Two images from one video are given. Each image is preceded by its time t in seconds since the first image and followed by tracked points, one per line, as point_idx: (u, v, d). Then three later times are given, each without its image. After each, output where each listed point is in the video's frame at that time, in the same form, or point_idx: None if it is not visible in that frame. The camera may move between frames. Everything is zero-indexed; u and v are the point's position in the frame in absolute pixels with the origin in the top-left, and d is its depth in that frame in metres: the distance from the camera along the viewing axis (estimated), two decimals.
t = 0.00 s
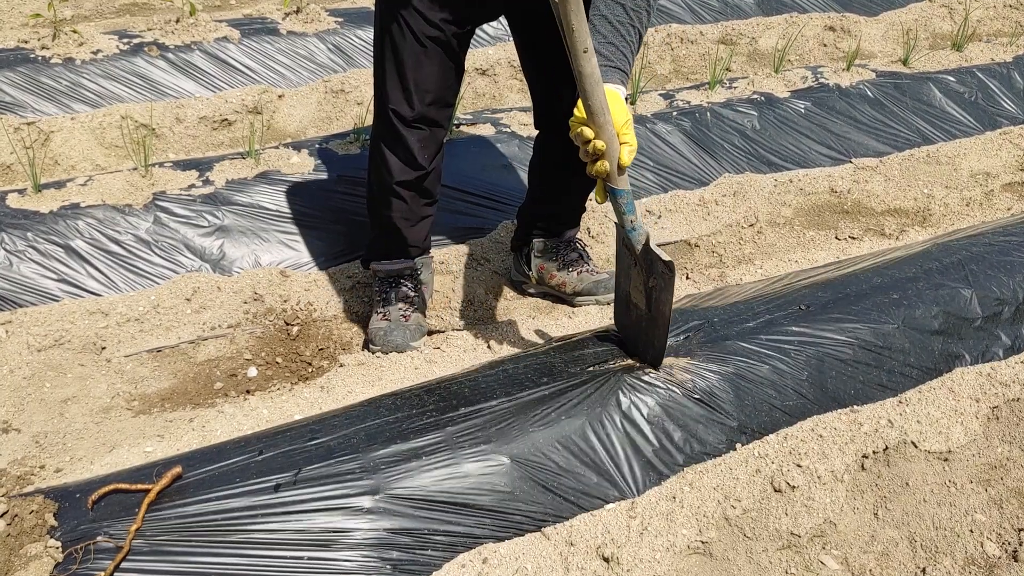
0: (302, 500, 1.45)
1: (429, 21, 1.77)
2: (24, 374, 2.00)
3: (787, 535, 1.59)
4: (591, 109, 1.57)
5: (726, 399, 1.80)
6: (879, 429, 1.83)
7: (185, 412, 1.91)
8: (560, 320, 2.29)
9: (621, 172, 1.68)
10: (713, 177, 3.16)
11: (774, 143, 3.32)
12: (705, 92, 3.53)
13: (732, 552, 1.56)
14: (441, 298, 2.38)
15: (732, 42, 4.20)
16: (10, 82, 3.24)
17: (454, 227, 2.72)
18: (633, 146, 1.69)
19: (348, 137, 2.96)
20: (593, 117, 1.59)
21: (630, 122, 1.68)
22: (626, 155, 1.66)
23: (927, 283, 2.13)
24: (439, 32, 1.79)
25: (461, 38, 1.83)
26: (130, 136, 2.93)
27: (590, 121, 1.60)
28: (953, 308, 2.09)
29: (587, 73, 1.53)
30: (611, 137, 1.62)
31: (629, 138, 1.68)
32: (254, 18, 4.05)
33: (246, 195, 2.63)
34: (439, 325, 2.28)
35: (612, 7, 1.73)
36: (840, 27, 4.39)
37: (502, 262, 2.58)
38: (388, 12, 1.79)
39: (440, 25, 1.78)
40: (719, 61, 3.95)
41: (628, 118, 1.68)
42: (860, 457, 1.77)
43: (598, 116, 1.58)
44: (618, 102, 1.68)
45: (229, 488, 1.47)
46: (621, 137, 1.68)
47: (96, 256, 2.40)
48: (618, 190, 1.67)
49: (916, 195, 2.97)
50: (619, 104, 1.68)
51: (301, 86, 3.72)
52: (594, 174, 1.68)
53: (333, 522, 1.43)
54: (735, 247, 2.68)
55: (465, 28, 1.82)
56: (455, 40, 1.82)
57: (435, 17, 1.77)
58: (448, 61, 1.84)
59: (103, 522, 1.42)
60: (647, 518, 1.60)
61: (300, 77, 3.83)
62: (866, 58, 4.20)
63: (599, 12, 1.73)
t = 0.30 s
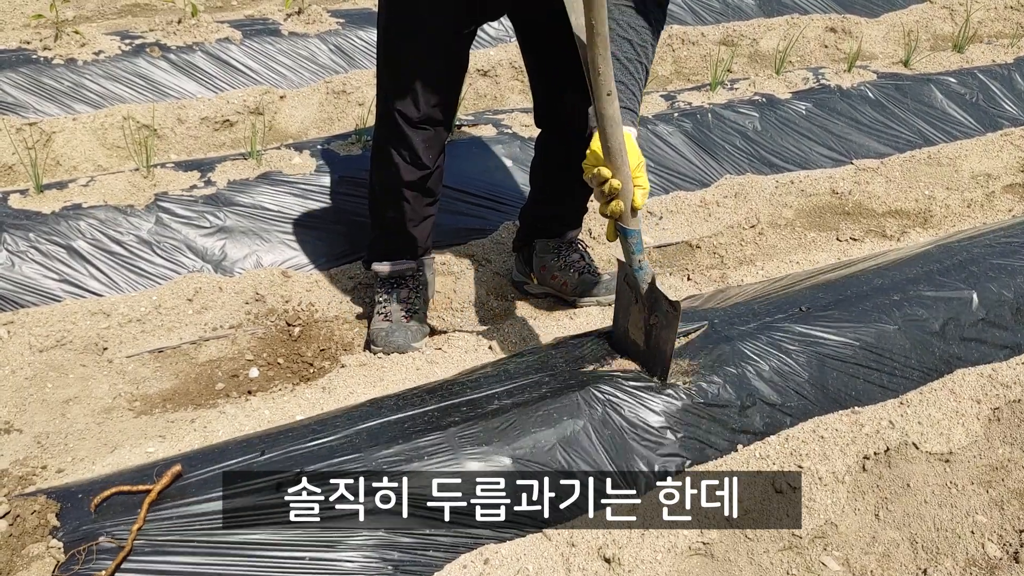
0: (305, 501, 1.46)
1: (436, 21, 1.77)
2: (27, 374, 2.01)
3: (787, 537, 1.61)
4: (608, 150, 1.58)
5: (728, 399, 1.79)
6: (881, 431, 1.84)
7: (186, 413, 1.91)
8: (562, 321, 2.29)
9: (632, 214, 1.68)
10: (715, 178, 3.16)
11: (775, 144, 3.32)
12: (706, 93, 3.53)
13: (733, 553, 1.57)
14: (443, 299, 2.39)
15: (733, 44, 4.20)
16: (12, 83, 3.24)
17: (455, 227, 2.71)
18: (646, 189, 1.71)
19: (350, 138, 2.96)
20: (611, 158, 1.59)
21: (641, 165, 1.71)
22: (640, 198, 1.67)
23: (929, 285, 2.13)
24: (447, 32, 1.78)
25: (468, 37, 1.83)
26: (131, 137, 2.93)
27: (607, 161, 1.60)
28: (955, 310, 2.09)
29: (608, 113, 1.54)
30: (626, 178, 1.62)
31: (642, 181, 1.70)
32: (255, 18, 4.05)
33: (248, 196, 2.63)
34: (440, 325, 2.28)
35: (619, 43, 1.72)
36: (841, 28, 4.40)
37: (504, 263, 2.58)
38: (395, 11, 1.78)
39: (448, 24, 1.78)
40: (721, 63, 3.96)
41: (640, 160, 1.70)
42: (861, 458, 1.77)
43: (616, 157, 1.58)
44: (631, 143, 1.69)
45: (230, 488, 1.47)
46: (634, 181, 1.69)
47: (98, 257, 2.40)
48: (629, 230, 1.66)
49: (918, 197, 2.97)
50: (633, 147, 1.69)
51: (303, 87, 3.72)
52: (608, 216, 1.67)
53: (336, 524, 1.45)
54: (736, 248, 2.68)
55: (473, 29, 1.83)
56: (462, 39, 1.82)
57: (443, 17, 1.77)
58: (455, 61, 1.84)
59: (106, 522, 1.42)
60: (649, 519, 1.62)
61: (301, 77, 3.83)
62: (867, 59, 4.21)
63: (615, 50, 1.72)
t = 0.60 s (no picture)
0: (308, 503, 1.46)
1: (437, 20, 1.77)
2: (28, 377, 2.01)
3: (789, 539, 1.61)
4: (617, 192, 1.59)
5: (729, 401, 1.79)
6: (882, 432, 1.84)
7: (188, 415, 1.92)
8: (563, 323, 2.29)
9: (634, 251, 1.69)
10: (716, 180, 3.16)
11: (776, 146, 3.32)
12: (707, 94, 3.53)
13: (735, 554, 1.58)
14: (444, 301, 2.39)
15: (734, 45, 4.20)
16: (14, 85, 3.25)
17: (455, 229, 2.72)
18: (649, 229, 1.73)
19: (351, 140, 2.96)
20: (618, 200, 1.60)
21: (649, 202, 1.73)
22: (643, 237, 1.70)
23: (930, 286, 2.13)
24: (446, 30, 1.79)
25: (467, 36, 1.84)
26: (133, 139, 2.94)
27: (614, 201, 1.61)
28: (958, 311, 2.09)
29: (619, 157, 1.55)
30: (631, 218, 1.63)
31: (646, 220, 1.72)
32: (256, 20, 4.06)
33: (249, 198, 2.63)
34: (441, 327, 2.28)
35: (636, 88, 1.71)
36: (842, 30, 4.40)
37: (505, 264, 2.58)
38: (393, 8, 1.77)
39: (448, 24, 1.78)
40: (722, 64, 3.96)
41: (648, 198, 1.72)
42: (863, 459, 1.78)
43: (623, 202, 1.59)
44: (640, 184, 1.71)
45: (233, 490, 1.48)
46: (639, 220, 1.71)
47: (99, 259, 2.40)
48: (629, 268, 1.66)
49: (918, 198, 2.98)
50: (642, 187, 1.71)
51: (304, 88, 3.73)
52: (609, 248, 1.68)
53: (338, 526, 1.45)
54: (738, 249, 2.68)
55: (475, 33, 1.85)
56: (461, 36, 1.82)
57: (443, 16, 1.77)
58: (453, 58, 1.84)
59: (108, 524, 1.42)
60: (653, 522, 1.62)
61: (302, 79, 3.83)
62: (868, 60, 4.21)
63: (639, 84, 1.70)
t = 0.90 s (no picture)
0: (319, 507, 1.46)
1: (441, 26, 1.77)
2: (42, 380, 2.03)
3: (799, 542, 1.61)
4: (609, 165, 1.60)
5: (739, 405, 1.79)
6: (893, 436, 1.84)
7: (200, 418, 1.93)
8: (573, 327, 2.30)
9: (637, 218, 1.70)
10: (724, 184, 3.16)
11: (785, 149, 3.32)
12: (715, 99, 3.53)
13: (745, 558, 1.58)
14: (454, 305, 2.39)
15: (742, 49, 4.21)
16: (26, 90, 3.28)
17: (466, 234, 2.72)
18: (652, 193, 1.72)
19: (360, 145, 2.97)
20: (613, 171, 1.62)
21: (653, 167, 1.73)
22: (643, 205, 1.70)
23: (941, 290, 2.13)
24: (451, 38, 1.79)
25: (476, 48, 1.83)
26: (144, 144, 2.96)
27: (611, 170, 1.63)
28: (967, 315, 2.09)
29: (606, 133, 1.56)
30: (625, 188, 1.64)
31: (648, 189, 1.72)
32: (266, 25, 4.08)
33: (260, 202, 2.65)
34: (451, 331, 2.29)
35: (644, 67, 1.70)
36: (850, 34, 4.40)
37: (514, 269, 2.59)
38: (401, 12, 1.79)
39: (453, 32, 1.78)
40: (730, 68, 3.96)
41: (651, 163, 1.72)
42: (873, 463, 1.78)
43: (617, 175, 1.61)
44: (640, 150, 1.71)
45: (245, 493, 1.49)
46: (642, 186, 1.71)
47: (112, 262, 2.42)
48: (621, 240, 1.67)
49: (927, 202, 2.97)
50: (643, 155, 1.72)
51: (313, 93, 3.75)
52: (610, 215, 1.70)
53: (351, 529, 1.46)
54: (747, 254, 2.68)
55: (483, 49, 1.84)
56: (468, 48, 1.82)
57: (446, 25, 1.77)
58: (459, 68, 1.84)
59: (122, 526, 1.43)
60: (662, 526, 1.63)
61: (311, 84, 3.85)
62: (877, 65, 4.21)
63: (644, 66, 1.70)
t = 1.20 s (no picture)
0: (321, 509, 1.47)
1: (411, 19, 1.81)
2: (44, 382, 2.03)
3: (801, 546, 1.61)
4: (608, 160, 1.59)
5: (741, 408, 1.79)
6: (894, 440, 1.84)
7: (202, 421, 1.93)
8: (574, 330, 2.30)
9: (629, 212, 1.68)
10: (726, 188, 3.17)
11: (786, 153, 3.32)
12: (717, 102, 3.54)
13: (746, 562, 1.58)
14: (456, 308, 2.39)
15: (744, 53, 4.21)
16: (29, 93, 3.29)
17: (466, 237, 2.73)
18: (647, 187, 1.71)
19: (363, 147, 2.98)
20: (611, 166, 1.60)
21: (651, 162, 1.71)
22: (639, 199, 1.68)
23: (943, 294, 2.13)
24: (421, 31, 1.82)
25: (448, 40, 1.86)
26: (147, 146, 2.96)
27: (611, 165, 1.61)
28: (969, 319, 2.09)
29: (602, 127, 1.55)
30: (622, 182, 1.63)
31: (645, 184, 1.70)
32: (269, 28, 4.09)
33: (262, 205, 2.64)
34: (453, 334, 2.29)
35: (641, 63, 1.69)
36: (852, 37, 4.41)
37: (516, 272, 2.60)
38: (375, 9, 1.85)
39: (423, 24, 1.82)
40: (732, 72, 3.96)
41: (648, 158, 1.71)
42: (874, 467, 1.78)
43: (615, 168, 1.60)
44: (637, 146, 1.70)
45: (247, 496, 1.49)
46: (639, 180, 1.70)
47: (114, 265, 2.42)
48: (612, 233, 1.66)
49: (929, 206, 2.97)
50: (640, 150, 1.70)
51: (316, 96, 3.76)
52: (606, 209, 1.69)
53: (352, 532, 1.45)
54: (749, 257, 2.68)
55: (456, 44, 1.88)
56: (440, 40, 1.85)
57: (418, 22, 1.82)
58: (433, 60, 1.87)
59: (124, 529, 1.44)
60: (663, 529, 1.63)
61: (314, 87, 3.86)
62: (879, 68, 4.21)
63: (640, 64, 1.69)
